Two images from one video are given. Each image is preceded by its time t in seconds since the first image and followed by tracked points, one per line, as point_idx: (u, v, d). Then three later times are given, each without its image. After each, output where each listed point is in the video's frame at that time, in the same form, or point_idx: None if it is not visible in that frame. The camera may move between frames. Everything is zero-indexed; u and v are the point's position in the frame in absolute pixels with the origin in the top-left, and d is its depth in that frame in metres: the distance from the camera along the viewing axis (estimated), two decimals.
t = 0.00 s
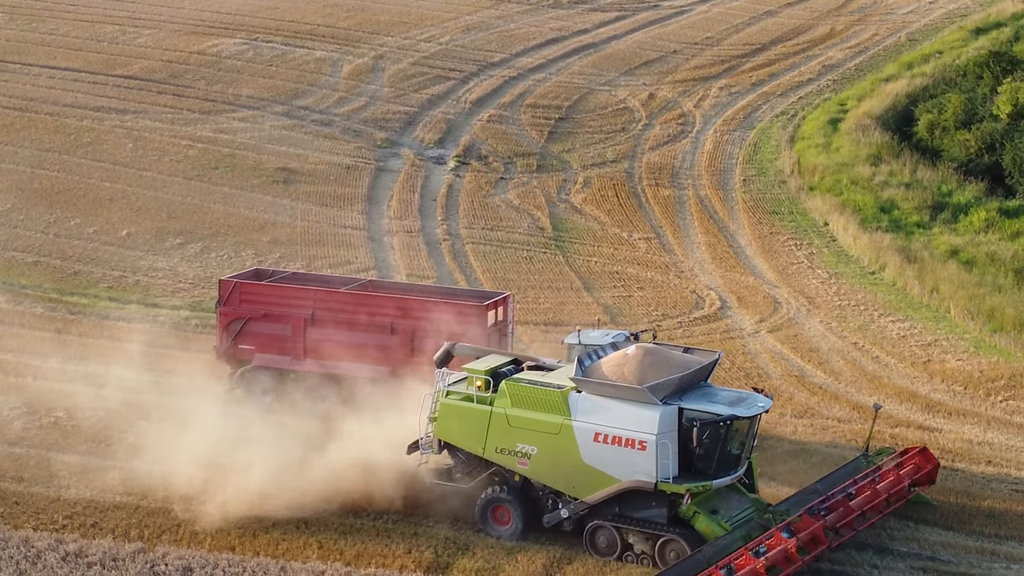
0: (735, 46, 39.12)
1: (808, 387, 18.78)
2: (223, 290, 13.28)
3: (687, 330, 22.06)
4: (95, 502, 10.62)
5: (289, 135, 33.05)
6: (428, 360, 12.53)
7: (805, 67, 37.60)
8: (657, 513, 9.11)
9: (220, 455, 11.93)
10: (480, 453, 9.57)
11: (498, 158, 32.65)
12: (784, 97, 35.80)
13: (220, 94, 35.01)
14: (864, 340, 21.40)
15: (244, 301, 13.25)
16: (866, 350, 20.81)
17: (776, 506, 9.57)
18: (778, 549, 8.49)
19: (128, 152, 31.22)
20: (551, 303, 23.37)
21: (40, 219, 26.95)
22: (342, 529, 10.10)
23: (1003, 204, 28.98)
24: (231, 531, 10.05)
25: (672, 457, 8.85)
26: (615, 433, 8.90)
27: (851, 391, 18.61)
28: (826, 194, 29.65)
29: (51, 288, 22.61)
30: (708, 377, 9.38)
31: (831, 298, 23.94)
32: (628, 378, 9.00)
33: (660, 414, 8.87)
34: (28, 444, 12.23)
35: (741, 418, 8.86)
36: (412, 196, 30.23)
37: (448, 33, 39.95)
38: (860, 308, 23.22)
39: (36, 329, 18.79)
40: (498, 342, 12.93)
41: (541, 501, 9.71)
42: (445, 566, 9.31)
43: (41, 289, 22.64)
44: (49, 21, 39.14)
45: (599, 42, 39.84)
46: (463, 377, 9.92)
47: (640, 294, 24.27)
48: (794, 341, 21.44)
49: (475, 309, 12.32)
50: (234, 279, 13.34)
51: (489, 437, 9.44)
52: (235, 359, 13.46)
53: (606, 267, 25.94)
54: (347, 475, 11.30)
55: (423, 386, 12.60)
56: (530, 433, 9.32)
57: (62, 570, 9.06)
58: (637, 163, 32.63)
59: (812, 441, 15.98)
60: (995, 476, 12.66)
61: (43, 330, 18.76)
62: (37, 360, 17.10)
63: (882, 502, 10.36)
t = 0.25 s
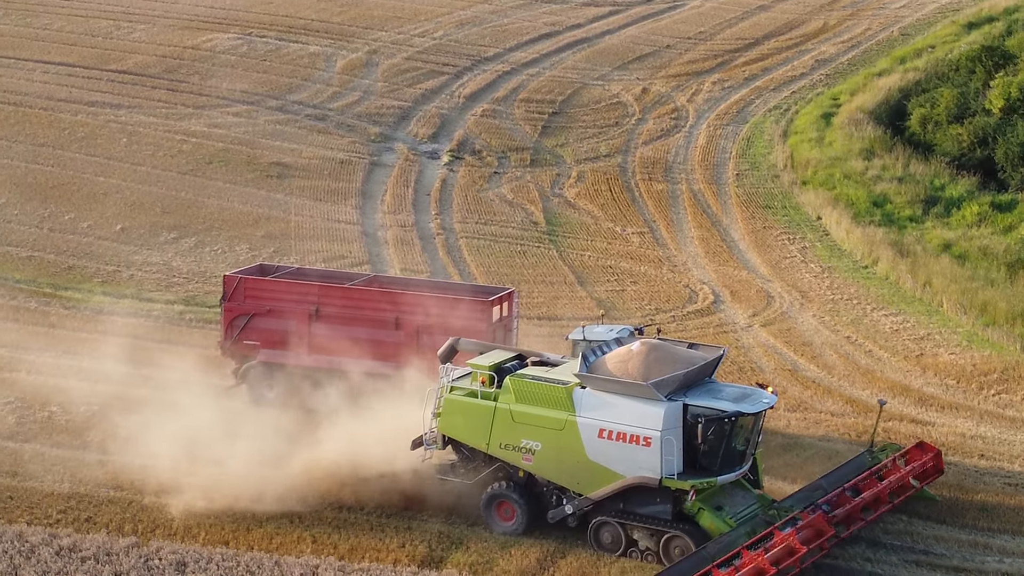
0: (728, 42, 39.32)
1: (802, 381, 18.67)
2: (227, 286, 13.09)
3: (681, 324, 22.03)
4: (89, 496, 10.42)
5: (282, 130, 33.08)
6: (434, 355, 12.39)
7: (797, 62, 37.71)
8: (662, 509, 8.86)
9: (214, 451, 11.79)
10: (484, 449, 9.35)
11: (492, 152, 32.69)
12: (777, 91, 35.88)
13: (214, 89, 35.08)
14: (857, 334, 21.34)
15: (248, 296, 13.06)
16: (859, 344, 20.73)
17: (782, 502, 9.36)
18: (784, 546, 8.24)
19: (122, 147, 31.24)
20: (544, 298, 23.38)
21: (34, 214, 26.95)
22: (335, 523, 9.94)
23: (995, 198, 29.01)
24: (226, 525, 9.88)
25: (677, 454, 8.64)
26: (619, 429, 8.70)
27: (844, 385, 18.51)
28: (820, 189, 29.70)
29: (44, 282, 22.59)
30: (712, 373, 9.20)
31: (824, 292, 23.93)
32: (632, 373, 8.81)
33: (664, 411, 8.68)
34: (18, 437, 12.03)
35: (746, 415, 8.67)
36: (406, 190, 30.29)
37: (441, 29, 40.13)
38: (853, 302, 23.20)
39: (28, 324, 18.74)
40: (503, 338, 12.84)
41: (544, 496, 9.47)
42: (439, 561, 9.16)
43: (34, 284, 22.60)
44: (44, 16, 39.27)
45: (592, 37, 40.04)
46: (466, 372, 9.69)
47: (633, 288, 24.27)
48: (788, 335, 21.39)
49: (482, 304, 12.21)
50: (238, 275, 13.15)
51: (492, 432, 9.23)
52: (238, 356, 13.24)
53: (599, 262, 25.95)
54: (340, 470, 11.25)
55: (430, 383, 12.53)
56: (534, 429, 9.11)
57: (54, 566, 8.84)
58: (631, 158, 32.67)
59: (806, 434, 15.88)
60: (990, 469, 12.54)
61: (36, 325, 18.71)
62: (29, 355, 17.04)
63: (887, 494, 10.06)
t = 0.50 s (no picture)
0: (722, 38, 39.45)
1: (797, 376, 18.67)
2: (232, 283, 13.21)
3: (675, 319, 22.07)
4: (85, 492, 10.43)
5: (278, 126, 33.14)
6: (436, 351, 12.42)
7: (791, 58, 37.82)
8: (666, 507, 8.80)
9: (211, 444, 11.80)
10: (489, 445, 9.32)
11: (487, 148, 32.75)
12: (771, 87, 35.95)
13: (210, 85, 35.15)
14: (851, 329, 21.34)
15: (252, 293, 13.17)
16: (853, 339, 20.73)
17: (787, 499, 9.30)
18: (788, 544, 8.28)
19: (117, 143, 31.27)
20: (539, 293, 23.41)
21: (29, 210, 26.98)
22: (330, 519, 9.95)
23: (988, 193, 29.06)
24: (222, 520, 9.88)
25: (682, 451, 8.55)
26: (624, 426, 8.62)
27: (838, 380, 18.50)
28: (813, 184, 29.77)
29: (39, 277, 22.61)
30: (719, 370, 9.10)
31: (819, 288, 23.96)
32: (638, 369, 8.75)
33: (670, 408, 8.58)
34: (13, 433, 12.02)
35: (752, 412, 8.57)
36: (401, 186, 30.34)
37: (437, 25, 40.28)
38: (847, 298, 23.23)
39: (24, 320, 18.76)
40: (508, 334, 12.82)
41: (549, 493, 9.44)
42: (434, 556, 9.20)
43: (29, 279, 22.62)
44: (40, 13, 39.37)
45: (587, 33, 40.19)
46: (472, 369, 9.59)
47: (628, 283, 24.32)
48: (782, 331, 21.40)
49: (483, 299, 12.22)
50: (242, 273, 13.27)
51: (498, 429, 9.18)
52: (244, 352, 13.37)
53: (594, 257, 26.00)
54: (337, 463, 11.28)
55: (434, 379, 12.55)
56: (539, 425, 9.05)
57: (50, 562, 8.84)
58: (625, 153, 32.74)
59: (800, 429, 15.87)
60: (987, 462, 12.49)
61: (32, 320, 18.73)
62: (24, 351, 17.04)
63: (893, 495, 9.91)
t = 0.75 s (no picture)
0: (715, 32, 39.56)
1: (791, 370, 18.68)
2: (237, 279, 13.09)
3: (668, 313, 22.09)
4: (80, 487, 10.42)
5: (272, 121, 33.18)
6: (444, 347, 12.37)
7: (785, 53, 37.90)
8: (673, 503, 8.78)
9: (208, 438, 11.76)
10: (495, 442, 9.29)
11: (481, 143, 32.80)
12: (765, 82, 36.00)
13: (204, 80, 35.19)
14: (845, 323, 21.36)
15: (258, 289, 13.06)
16: (847, 333, 20.75)
17: (793, 496, 9.25)
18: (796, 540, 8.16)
19: (112, 138, 31.28)
20: (533, 287, 23.45)
21: (24, 205, 26.99)
22: (325, 514, 9.94)
23: (981, 187, 29.17)
24: (216, 515, 9.87)
25: (689, 448, 8.53)
26: (631, 423, 8.59)
27: (832, 374, 18.50)
28: (807, 179, 29.84)
29: (33, 272, 22.61)
30: (725, 366, 9.07)
31: (812, 282, 23.99)
32: (644, 366, 8.70)
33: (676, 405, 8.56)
34: (9, 428, 12.00)
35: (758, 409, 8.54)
36: (395, 181, 30.38)
37: (431, 20, 40.40)
38: (840, 292, 23.27)
39: (18, 315, 18.77)
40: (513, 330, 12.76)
41: (555, 490, 9.42)
42: (429, 551, 9.24)
43: (24, 274, 22.63)
44: (35, 8, 39.43)
45: (580, 28, 40.32)
46: (478, 366, 9.62)
47: (622, 278, 24.35)
48: (775, 325, 21.42)
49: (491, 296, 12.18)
50: (247, 268, 13.14)
51: (504, 426, 9.17)
52: (249, 348, 13.26)
53: (588, 252, 26.05)
54: (336, 450, 11.28)
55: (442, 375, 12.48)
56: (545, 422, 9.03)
57: (45, 557, 8.83)
58: (619, 148, 32.79)
59: (794, 422, 15.88)
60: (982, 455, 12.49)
61: (26, 315, 18.75)
62: (18, 345, 17.04)
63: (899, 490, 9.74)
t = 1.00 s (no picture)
0: (709, 28, 39.68)
1: (785, 366, 18.68)
2: (242, 276, 13.01)
3: (663, 309, 22.11)
4: (74, 482, 10.35)
5: (267, 117, 33.23)
6: (450, 344, 12.27)
7: (779, 48, 38.00)
8: (678, 501, 8.75)
9: (204, 435, 11.73)
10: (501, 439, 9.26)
11: (476, 139, 32.86)
12: (758, 77, 36.07)
13: (199, 76, 35.23)
14: (839, 318, 21.37)
15: (263, 286, 12.98)
16: (841, 329, 20.77)
17: (800, 493, 9.20)
18: (800, 539, 8.22)
19: (107, 134, 31.29)
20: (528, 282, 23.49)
21: (20, 201, 26.98)
22: (319, 509, 9.90)
23: (975, 182, 29.22)
24: (212, 511, 9.78)
25: (694, 445, 8.47)
26: (636, 420, 8.53)
27: (826, 369, 18.51)
28: (801, 174, 29.91)
29: (28, 267, 22.60)
30: (731, 364, 9.01)
31: (806, 278, 24.02)
32: (649, 364, 8.61)
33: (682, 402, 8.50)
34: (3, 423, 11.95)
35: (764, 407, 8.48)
36: (390, 177, 30.43)
37: (425, 16, 40.54)
38: (834, 287, 23.31)
39: (13, 310, 18.76)
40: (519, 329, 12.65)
41: (561, 488, 9.40)
42: (424, 546, 9.19)
43: (19, 270, 22.62)
44: (31, 5, 39.52)
45: (575, 24, 40.46)
46: (484, 362, 9.58)
47: (616, 274, 24.39)
48: (770, 320, 21.43)
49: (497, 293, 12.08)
50: (252, 265, 13.07)
51: (510, 423, 9.13)
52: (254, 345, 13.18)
53: (582, 247, 26.10)
54: (334, 450, 11.24)
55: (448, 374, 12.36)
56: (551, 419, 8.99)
57: (40, 553, 8.74)
58: (614, 144, 32.86)
59: (788, 417, 15.88)
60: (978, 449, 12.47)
61: (21, 310, 18.75)
62: (12, 340, 17.03)
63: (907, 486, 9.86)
